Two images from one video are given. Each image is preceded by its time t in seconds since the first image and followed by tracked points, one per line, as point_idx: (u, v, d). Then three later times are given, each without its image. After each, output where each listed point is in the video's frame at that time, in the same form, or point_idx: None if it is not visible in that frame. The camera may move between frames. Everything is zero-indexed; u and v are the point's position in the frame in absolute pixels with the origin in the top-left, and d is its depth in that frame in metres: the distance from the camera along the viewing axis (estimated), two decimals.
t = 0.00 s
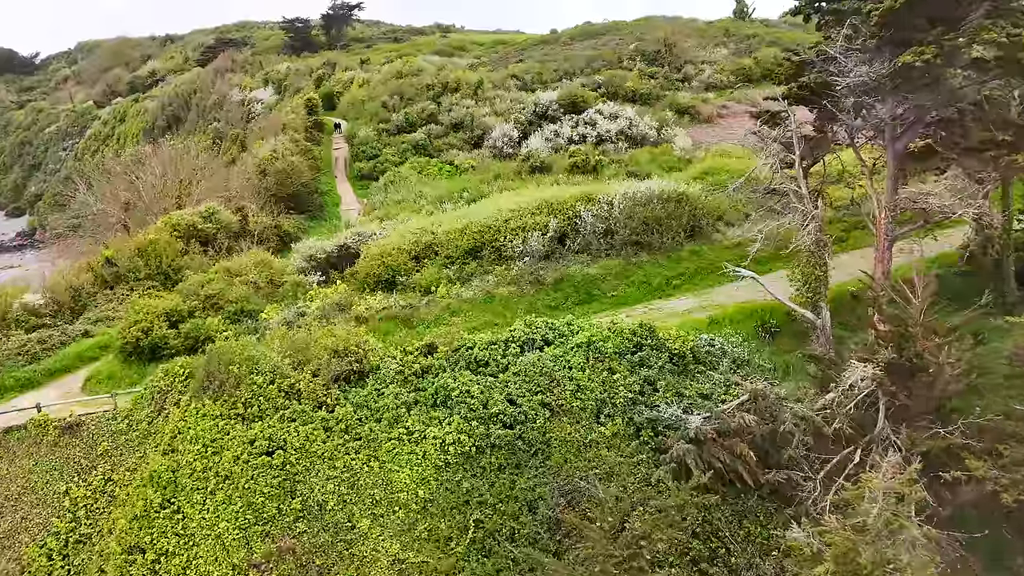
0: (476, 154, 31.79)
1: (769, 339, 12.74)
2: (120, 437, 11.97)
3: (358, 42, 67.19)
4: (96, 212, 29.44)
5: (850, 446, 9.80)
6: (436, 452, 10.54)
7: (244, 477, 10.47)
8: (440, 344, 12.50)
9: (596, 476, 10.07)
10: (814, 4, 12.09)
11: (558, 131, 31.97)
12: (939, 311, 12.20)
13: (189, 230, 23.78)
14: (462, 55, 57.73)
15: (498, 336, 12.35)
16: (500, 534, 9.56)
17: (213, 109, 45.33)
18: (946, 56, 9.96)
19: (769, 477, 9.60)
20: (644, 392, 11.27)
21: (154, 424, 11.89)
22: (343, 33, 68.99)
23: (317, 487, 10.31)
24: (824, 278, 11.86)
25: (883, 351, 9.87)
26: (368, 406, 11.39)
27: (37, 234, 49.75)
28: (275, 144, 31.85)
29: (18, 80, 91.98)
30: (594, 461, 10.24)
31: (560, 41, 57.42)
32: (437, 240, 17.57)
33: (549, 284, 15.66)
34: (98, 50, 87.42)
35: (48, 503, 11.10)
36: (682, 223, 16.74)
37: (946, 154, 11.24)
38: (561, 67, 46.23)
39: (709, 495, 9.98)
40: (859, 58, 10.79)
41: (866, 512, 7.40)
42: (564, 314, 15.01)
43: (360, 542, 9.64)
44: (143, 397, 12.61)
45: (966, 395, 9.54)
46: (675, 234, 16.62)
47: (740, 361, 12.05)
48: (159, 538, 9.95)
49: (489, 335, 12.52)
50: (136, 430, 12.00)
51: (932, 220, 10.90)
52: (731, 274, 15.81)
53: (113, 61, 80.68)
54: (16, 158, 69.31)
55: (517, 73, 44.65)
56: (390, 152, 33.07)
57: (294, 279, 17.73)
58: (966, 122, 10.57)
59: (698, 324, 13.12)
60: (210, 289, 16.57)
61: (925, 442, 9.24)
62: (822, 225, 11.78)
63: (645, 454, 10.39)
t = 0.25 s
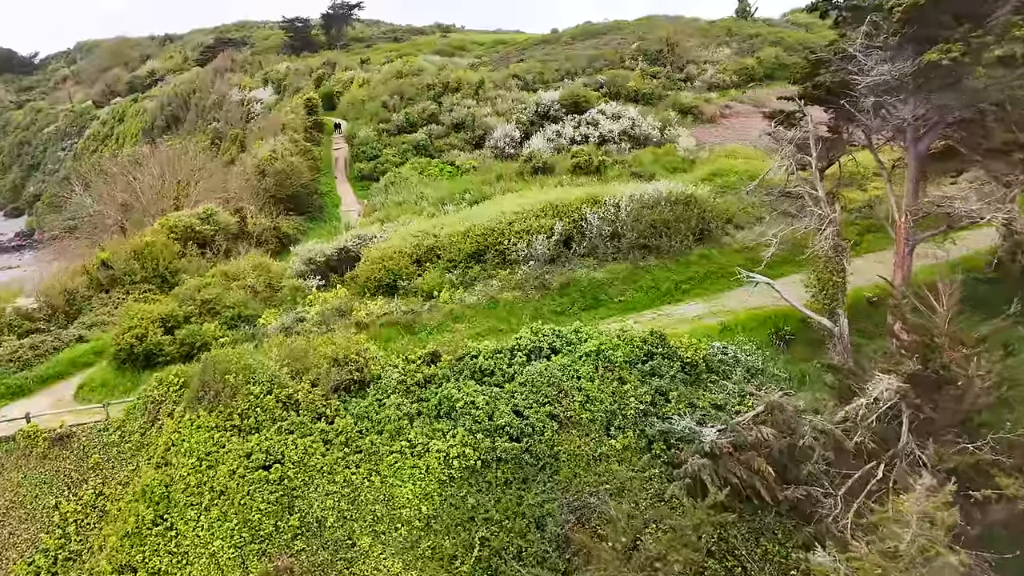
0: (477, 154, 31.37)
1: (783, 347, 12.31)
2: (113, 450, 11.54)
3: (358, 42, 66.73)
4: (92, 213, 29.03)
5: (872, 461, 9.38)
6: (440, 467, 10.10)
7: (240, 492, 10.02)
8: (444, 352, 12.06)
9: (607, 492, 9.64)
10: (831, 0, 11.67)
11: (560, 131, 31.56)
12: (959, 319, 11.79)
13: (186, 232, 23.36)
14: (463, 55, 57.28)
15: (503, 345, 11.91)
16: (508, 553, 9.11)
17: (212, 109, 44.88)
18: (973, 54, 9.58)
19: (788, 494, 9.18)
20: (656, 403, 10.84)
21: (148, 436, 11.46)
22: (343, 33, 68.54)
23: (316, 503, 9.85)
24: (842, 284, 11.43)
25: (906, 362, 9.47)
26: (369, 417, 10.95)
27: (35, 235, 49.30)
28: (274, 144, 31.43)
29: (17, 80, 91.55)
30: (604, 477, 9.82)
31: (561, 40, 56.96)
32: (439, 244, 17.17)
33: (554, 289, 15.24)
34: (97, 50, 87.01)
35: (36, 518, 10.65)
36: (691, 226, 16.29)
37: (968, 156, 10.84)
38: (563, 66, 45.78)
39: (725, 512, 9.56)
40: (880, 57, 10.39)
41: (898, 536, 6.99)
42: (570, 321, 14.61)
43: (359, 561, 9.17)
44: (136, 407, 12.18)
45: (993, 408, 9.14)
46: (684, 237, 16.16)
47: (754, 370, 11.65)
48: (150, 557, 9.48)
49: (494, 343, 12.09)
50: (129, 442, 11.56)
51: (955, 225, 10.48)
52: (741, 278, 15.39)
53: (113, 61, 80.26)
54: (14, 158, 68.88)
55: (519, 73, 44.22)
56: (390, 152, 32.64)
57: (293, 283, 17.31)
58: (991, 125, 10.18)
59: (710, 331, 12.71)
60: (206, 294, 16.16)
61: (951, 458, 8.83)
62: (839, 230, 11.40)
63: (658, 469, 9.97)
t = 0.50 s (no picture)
0: (478, 155, 30.96)
1: (799, 355, 11.88)
2: (104, 462, 11.10)
3: (358, 42, 66.29)
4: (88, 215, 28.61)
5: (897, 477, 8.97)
6: (444, 482, 9.68)
7: (236, 509, 9.59)
8: (448, 360, 11.61)
9: (618, 509, 9.23)
10: None
11: (562, 131, 31.15)
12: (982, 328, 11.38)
13: (184, 234, 22.96)
14: (464, 55, 56.85)
15: (509, 353, 11.48)
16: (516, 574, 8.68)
17: (212, 109, 44.43)
18: (1001, 54, 9.24)
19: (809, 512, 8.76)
20: (669, 415, 10.43)
21: (141, 449, 11.03)
22: (343, 33, 68.09)
23: (315, 520, 9.42)
24: (861, 291, 11.01)
25: (933, 373, 9.00)
26: (370, 430, 10.52)
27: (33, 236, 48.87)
28: (273, 144, 31.00)
29: (17, 80, 91.10)
30: (616, 493, 9.41)
31: (563, 40, 56.49)
32: (442, 247, 16.78)
33: (560, 294, 14.83)
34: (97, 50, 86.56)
35: (24, 534, 10.21)
36: (700, 229, 15.85)
37: (993, 158, 10.42)
38: (565, 66, 45.33)
39: (742, 531, 9.13)
40: (902, 55, 9.99)
41: (932, 561, 6.58)
42: (577, 328, 14.21)
43: None
44: (128, 417, 11.75)
45: None
46: (694, 240, 15.71)
47: (769, 381, 11.25)
48: None
49: (499, 351, 11.65)
50: (122, 454, 11.13)
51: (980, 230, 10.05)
52: (753, 283, 14.98)
53: (112, 61, 79.81)
54: (13, 158, 68.46)
55: (520, 73, 43.79)
56: (390, 153, 32.22)
57: (291, 288, 16.90)
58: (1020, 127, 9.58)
59: (722, 339, 12.29)
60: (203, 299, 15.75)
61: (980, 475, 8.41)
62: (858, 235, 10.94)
63: (672, 484, 9.56)
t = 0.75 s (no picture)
0: (480, 155, 30.55)
1: (816, 365, 11.47)
2: (96, 476, 10.67)
3: (358, 41, 65.86)
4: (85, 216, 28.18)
5: (925, 495, 8.55)
6: (450, 499, 9.24)
7: (232, 527, 9.16)
8: (453, 369, 11.19)
9: (632, 528, 8.81)
10: None
11: (564, 131, 30.74)
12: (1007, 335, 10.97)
13: (182, 236, 22.55)
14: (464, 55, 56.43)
15: (516, 362, 11.04)
16: None
17: (211, 109, 43.99)
18: None
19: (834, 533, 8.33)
20: (683, 428, 10.02)
21: (134, 462, 10.59)
22: (343, 33, 67.64)
23: (314, 538, 8.98)
24: (883, 299, 10.58)
25: (964, 386, 8.58)
26: (372, 443, 10.09)
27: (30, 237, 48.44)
28: (272, 145, 30.59)
29: (16, 80, 90.65)
30: (630, 511, 8.98)
31: (564, 39, 56.04)
32: (444, 250, 16.38)
33: (567, 299, 14.42)
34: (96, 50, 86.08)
35: (11, 552, 9.76)
36: (710, 232, 15.42)
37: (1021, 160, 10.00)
38: (566, 66, 44.89)
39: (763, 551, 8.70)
40: (928, 52, 9.58)
41: None
42: (584, 335, 13.80)
43: None
44: (121, 429, 11.33)
45: None
46: (704, 243, 15.30)
47: (786, 391, 10.83)
48: None
49: (506, 361, 11.21)
50: (114, 468, 10.70)
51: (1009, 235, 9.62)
52: (765, 288, 14.59)
53: (111, 61, 79.34)
54: (12, 158, 68.01)
55: (522, 73, 43.37)
56: (391, 153, 31.79)
57: (291, 292, 16.49)
58: None
59: (736, 347, 11.89)
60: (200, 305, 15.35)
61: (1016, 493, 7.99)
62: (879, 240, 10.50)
63: (688, 502, 9.14)
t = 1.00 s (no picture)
0: (481, 156, 30.12)
1: (835, 374, 11.05)
2: (87, 491, 10.24)
3: (357, 41, 65.42)
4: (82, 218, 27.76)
5: (956, 514, 8.06)
6: (456, 518, 8.80)
7: (227, 547, 8.71)
8: (458, 380, 10.77)
9: (648, 548, 8.39)
10: None
11: (567, 131, 30.31)
12: None
13: (179, 238, 22.13)
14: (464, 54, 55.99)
15: (524, 372, 10.60)
16: None
17: (210, 109, 43.56)
18: None
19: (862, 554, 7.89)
20: (699, 442, 9.60)
21: (127, 477, 10.16)
22: (343, 32, 67.16)
23: (313, 559, 8.53)
24: (907, 306, 10.13)
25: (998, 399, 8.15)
26: (374, 458, 9.66)
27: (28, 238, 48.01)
28: (272, 145, 30.18)
29: (14, 80, 90.18)
30: (645, 530, 8.55)
31: (565, 39, 55.51)
32: (448, 254, 15.97)
33: (575, 305, 14.00)
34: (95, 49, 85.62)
35: None
36: (720, 235, 15.01)
37: None
38: (568, 65, 44.45)
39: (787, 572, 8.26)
40: (956, 50, 9.18)
41: None
42: (593, 343, 13.39)
43: None
44: (114, 441, 10.91)
45: None
46: (715, 247, 14.89)
47: (805, 403, 10.41)
48: None
49: (513, 371, 10.80)
50: (106, 483, 10.26)
51: None
52: (777, 294, 14.20)
53: (110, 61, 78.87)
54: (10, 159, 67.54)
55: (523, 73, 42.95)
56: (392, 153, 31.36)
57: (290, 297, 16.07)
58: None
59: (751, 356, 11.47)
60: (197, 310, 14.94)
61: None
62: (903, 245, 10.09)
63: (706, 520, 8.72)
